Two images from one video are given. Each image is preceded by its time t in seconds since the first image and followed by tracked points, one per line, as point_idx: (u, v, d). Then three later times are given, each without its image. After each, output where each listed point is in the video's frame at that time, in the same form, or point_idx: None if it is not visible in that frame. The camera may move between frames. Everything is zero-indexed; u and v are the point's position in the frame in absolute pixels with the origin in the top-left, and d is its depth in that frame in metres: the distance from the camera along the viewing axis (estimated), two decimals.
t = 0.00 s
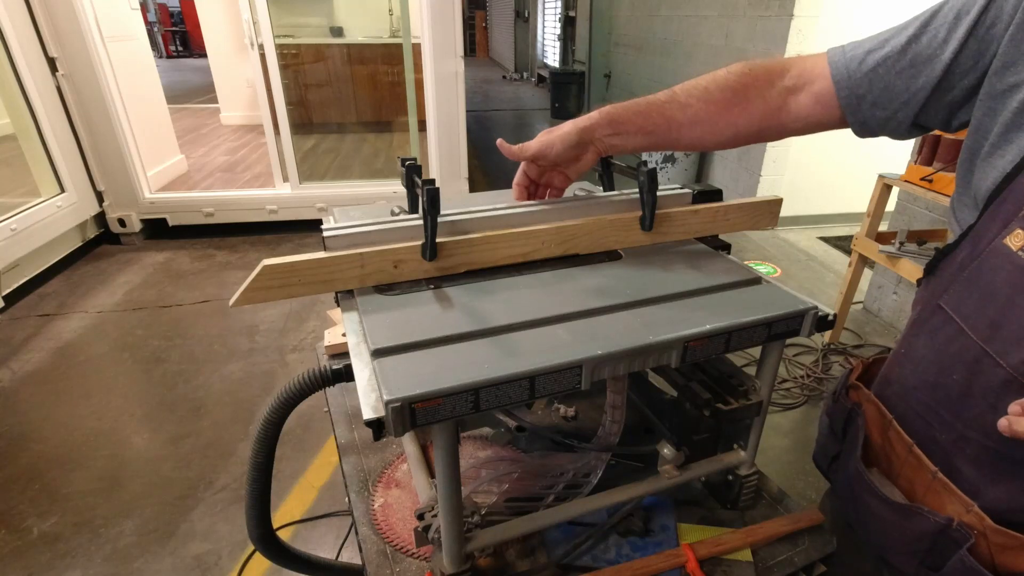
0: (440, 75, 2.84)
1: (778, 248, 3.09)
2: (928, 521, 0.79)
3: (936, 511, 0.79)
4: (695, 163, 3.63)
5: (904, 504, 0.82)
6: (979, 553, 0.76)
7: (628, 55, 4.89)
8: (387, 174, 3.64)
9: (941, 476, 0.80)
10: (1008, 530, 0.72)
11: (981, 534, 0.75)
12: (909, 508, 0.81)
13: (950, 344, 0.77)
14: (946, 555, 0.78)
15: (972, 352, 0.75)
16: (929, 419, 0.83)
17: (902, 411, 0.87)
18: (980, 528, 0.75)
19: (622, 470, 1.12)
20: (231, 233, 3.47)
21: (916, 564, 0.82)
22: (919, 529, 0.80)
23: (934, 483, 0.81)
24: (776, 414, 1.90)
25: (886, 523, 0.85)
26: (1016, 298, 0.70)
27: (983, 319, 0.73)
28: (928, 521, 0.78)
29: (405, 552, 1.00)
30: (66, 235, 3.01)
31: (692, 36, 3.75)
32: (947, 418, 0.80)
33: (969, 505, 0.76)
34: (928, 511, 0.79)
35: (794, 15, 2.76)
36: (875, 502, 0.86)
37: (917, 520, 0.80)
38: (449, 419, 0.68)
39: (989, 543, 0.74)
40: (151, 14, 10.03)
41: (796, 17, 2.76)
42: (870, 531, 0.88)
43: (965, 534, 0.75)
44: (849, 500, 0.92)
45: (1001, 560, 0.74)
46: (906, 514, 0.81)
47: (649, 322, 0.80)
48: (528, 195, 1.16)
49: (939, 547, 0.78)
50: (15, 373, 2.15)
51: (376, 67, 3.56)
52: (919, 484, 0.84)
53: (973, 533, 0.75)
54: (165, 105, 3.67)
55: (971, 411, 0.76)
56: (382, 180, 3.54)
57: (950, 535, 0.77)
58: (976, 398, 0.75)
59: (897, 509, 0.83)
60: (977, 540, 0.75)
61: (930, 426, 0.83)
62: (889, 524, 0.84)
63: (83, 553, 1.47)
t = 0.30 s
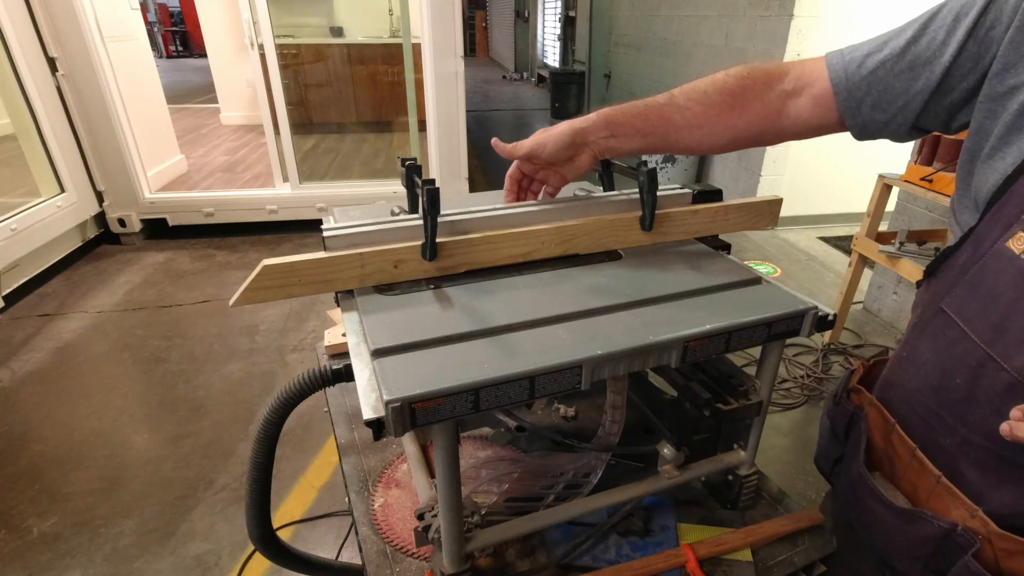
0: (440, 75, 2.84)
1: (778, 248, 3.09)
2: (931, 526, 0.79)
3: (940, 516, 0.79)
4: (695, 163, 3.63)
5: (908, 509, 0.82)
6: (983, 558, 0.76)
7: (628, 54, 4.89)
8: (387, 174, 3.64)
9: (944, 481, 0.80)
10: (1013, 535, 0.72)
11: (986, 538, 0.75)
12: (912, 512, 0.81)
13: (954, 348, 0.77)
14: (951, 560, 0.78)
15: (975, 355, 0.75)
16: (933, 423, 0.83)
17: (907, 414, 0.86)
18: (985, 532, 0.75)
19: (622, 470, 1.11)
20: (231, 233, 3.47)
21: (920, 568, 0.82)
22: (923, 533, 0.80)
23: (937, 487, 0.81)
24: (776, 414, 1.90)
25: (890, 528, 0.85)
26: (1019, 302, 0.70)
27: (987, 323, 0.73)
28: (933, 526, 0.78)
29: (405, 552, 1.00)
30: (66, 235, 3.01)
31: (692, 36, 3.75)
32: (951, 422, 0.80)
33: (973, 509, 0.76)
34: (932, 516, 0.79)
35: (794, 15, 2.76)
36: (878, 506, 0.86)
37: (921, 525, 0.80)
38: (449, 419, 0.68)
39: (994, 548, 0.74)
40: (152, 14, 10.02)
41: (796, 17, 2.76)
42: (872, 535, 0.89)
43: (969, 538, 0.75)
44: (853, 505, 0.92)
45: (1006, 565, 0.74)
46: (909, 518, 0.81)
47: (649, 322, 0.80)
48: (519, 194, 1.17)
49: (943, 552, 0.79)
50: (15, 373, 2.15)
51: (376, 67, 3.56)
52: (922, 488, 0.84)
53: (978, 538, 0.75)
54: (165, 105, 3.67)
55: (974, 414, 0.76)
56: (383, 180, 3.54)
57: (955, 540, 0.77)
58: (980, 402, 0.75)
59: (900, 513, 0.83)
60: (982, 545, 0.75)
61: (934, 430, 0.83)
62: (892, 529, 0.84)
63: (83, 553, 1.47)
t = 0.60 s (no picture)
0: (440, 75, 2.84)
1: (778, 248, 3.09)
2: (934, 529, 0.79)
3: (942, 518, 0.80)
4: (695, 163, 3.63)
5: (910, 512, 0.82)
6: (986, 560, 0.76)
7: (628, 54, 4.89)
8: (387, 174, 3.64)
9: (946, 483, 0.80)
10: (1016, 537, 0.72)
11: (988, 540, 0.75)
12: (915, 514, 0.81)
13: (955, 349, 0.77)
14: (954, 562, 0.78)
15: (977, 357, 0.75)
16: (934, 426, 0.83)
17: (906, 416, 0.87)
18: (987, 535, 0.75)
19: (622, 470, 1.11)
20: (230, 233, 3.47)
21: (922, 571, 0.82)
22: (926, 536, 0.80)
23: (938, 489, 0.81)
24: (776, 414, 1.90)
25: (892, 530, 0.85)
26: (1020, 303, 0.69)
27: (987, 325, 0.73)
28: (935, 528, 0.79)
29: (405, 552, 1.00)
30: (66, 235, 3.01)
31: (692, 36, 3.75)
32: (953, 424, 0.80)
33: (975, 512, 0.76)
34: (934, 519, 0.79)
35: (794, 15, 2.76)
36: (880, 509, 0.86)
37: (923, 527, 0.80)
38: (449, 419, 0.68)
39: (997, 550, 0.74)
40: (151, 14, 10.02)
41: (796, 17, 2.76)
42: (875, 538, 0.89)
43: (971, 540, 0.76)
44: (854, 506, 0.92)
45: (1008, 567, 0.74)
46: (911, 521, 0.82)
47: (649, 322, 0.80)
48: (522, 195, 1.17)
49: (945, 554, 0.79)
50: (14, 373, 2.15)
51: (376, 67, 3.56)
52: (923, 491, 0.84)
53: (980, 540, 0.75)
54: (165, 105, 3.67)
55: (975, 416, 0.76)
56: (383, 180, 3.54)
57: (957, 542, 0.77)
58: (981, 404, 0.75)
59: (902, 516, 0.83)
60: (984, 546, 0.75)
61: (935, 433, 0.83)
62: (895, 532, 0.85)
63: (83, 553, 1.47)
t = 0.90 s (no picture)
0: (439, 75, 2.84)
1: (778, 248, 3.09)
2: (918, 515, 0.78)
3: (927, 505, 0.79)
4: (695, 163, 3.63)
5: (895, 497, 0.81)
6: (968, 549, 0.75)
7: (628, 54, 4.89)
8: (387, 174, 3.64)
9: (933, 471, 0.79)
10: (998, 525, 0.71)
11: (970, 529, 0.74)
12: (901, 500, 0.80)
13: (950, 343, 0.78)
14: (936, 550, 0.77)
15: (968, 351, 0.75)
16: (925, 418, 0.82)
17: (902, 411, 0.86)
18: (969, 523, 0.74)
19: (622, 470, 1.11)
20: (230, 233, 3.47)
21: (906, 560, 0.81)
22: (909, 522, 0.79)
23: (926, 478, 0.80)
24: (776, 414, 1.90)
25: (880, 518, 0.84)
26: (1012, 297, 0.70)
27: (979, 320, 0.74)
28: (919, 515, 0.78)
29: (405, 552, 1.00)
30: (66, 235, 3.01)
31: (693, 36, 3.75)
32: (943, 416, 0.80)
33: (959, 500, 0.75)
34: (920, 505, 0.78)
35: (794, 15, 2.76)
36: (868, 496, 0.86)
37: (908, 514, 0.79)
38: (449, 419, 0.68)
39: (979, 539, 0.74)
40: (151, 14, 10.01)
41: (796, 17, 2.76)
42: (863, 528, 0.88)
43: (953, 527, 0.75)
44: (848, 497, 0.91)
45: (990, 557, 0.73)
46: (898, 507, 0.81)
47: (649, 322, 0.80)
48: (520, 175, 1.07)
49: (928, 542, 0.78)
50: (14, 374, 2.15)
51: (376, 67, 3.57)
52: (912, 480, 0.83)
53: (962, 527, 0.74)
54: (165, 105, 3.67)
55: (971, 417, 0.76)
56: (383, 180, 3.54)
57: (940, 529, 0.76)
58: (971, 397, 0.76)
59: (890, 503, 0.82)
60: (966, 535, 0.75)
61: (926, 425, 0.83)
62: (881, 519, 0.84)
63: (83, 553, 1.47)
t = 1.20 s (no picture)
0: (439, 75, 2.84)
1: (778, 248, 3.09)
2: (897, 498, 0.81)
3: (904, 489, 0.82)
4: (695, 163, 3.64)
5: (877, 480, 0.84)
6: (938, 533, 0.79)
7: (628, 54, 4.89)
8: (387, 174, 3.64)
9: (910, 456, 0.83)
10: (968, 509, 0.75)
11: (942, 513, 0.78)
12: (881, 483, 0.83)
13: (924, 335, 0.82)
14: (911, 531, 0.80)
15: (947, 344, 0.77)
16: (902, 404, 0.86)
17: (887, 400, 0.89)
18: (939, 505, 0.79)
19: (622, 470, 1.11)
20: (230, 233, 3.47)
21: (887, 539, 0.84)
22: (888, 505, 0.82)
23: (904, 462, 0.84)
24: (776, 414, 1.90)
25: (863, 498, 0.86)
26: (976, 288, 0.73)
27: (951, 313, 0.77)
28: (896, 498, 0.81)
29: (405, 552, 1.00)
30: (66, 235, 3.01)
31: (693, 36, 3.75)
32: (916, 402, 0.83)
33: (930, 483, 0.80)
34: (898, 488, 0.81)
35: (794, 15, 2.76)
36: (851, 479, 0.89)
37: (888, 496, 0.82)
38: (449, 419, 0.68)
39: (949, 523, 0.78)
40: (151, 14, 10.00)
41: (796, 17, 2.76)
42: (852, 509, 0.90)
43: (925, 509, 0.79)
44: (839, 479, 0.93)
45: (958, 541, 0.78)
46: (879, 489, 0.83)
47: (649, 322, 0.80)
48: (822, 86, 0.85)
49: (904, 523, 0.81)
50: (14, 374, 2.15)
51: (376, 67, 3.57)
52: (896, 465, 0.86)
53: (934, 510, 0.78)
54: (165, 104, 3.67)
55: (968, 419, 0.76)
56: (383, 180, 3.54)
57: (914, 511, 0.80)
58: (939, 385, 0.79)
59: (873, 485, 0.85)
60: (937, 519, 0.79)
61: (903, 412, 0.86)
62: (861, 500, 0.87)
63: (82, 553, 1.47)
